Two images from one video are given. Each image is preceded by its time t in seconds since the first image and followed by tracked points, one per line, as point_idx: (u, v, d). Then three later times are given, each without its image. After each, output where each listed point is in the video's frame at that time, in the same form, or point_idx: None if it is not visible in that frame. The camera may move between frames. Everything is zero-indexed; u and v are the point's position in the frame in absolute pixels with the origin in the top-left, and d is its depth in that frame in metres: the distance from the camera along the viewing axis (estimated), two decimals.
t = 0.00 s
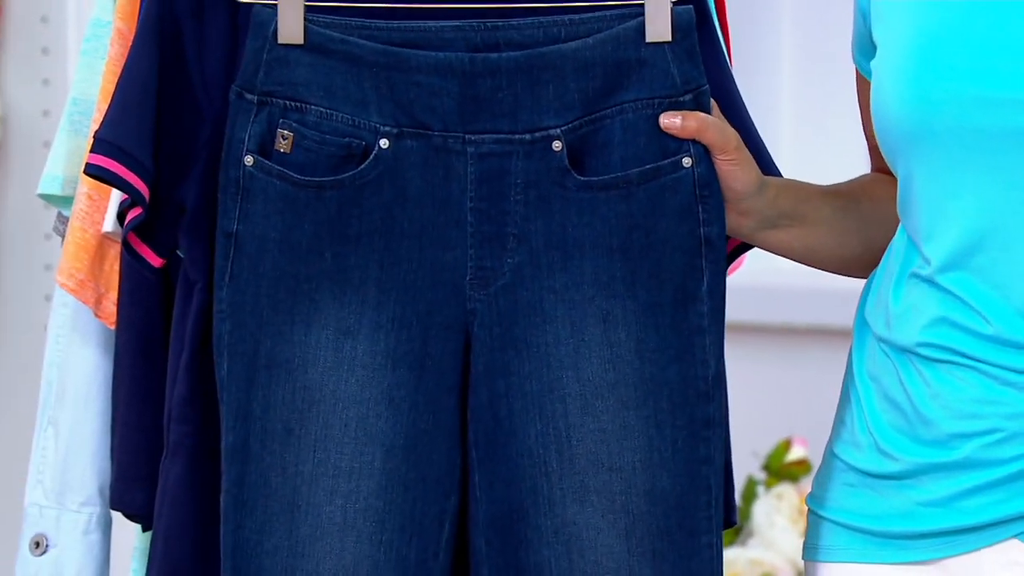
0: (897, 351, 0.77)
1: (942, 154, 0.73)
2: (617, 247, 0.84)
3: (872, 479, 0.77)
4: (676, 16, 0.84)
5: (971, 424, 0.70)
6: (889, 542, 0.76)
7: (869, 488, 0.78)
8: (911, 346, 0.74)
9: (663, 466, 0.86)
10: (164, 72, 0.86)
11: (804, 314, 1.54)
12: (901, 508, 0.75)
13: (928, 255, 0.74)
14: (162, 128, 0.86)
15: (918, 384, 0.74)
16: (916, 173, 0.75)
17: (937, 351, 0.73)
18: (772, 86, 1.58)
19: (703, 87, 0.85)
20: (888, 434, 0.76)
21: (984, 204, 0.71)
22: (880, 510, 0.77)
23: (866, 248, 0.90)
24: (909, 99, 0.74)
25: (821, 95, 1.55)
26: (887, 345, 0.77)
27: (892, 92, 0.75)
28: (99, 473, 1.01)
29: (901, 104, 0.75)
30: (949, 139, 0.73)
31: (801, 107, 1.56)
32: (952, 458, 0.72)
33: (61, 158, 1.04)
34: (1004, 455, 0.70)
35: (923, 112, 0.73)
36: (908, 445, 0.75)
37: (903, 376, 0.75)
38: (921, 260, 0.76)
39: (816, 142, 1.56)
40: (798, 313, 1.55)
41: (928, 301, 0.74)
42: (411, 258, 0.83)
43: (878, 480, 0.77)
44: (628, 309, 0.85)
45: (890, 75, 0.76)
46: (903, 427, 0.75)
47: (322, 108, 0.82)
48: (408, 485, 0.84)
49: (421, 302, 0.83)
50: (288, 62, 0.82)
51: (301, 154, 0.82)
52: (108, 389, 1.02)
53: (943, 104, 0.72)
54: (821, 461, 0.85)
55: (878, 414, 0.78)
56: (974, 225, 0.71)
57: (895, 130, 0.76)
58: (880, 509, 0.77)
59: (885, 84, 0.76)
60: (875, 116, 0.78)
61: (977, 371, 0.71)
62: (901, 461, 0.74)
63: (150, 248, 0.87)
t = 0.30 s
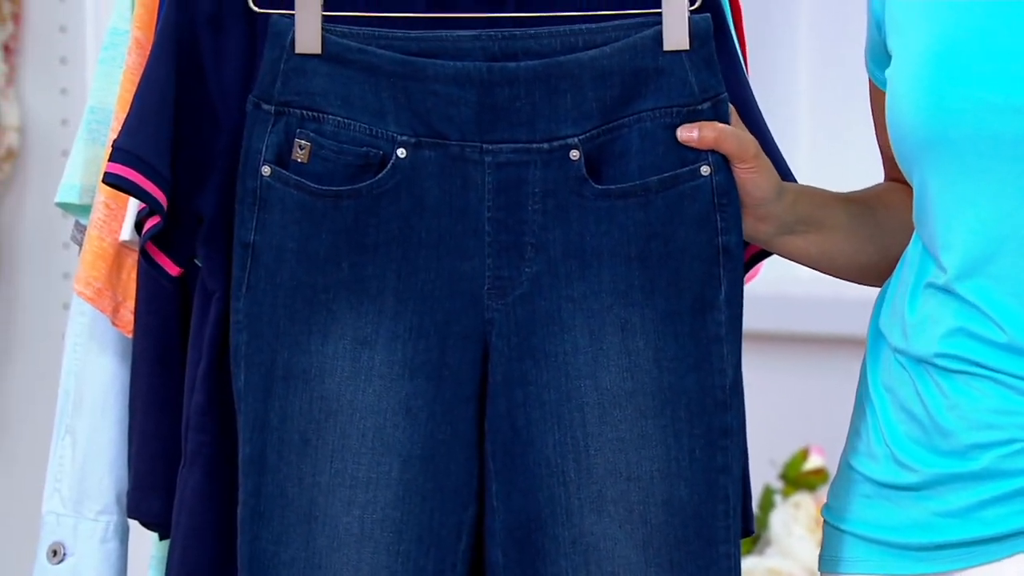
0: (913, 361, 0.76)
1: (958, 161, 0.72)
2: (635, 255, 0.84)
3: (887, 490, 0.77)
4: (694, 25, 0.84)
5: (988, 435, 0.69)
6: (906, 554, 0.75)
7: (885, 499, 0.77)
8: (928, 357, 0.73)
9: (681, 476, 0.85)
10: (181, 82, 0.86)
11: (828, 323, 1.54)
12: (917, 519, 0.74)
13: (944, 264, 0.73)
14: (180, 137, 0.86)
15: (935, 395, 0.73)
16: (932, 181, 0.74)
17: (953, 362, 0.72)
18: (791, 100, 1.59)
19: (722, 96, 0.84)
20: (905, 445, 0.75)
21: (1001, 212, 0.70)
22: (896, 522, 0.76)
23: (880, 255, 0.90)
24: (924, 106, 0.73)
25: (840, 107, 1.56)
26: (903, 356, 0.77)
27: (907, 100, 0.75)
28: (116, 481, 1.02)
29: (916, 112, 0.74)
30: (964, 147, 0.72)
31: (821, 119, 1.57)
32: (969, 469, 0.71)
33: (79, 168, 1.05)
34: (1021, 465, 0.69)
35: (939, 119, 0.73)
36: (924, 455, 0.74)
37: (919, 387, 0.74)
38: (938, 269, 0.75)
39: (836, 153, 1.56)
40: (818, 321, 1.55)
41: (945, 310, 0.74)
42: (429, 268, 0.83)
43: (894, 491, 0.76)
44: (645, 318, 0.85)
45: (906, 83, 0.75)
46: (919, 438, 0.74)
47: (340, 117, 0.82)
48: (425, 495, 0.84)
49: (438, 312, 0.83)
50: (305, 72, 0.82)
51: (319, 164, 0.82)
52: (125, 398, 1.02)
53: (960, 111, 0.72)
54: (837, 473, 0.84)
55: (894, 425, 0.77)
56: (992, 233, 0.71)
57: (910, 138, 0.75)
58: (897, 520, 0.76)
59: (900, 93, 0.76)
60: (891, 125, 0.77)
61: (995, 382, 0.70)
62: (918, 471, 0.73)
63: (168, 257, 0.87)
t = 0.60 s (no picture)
0: (940, 377, 0.75)
1: (987, 173, 0.71)
2: (659, 269, 0.84)
3: (914, 507, 0.76)
4: (718, 38, 0.84)
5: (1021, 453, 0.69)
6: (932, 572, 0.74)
7: (911, 516, 0.76)
8: (958, 373, 0.72)
9: (706, 490, 0.84)
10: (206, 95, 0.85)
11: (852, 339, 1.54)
12: (947, 536, 0.73)
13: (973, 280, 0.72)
14: (206, 150, 0.86)
15: (964, 412, 0.72)
16: (957, 194, 0.73)
17: (984, 378, 0.71)
18: (816, 114, 1.63)
19: (746, 109, 0.84)
20: (933, 462, 0.74)
21: None
22: (924, 540, 0.75)
23: (902, 269, 0.89)
24: (950, 118, 0.73)
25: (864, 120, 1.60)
26: (930, 372, 0.76)
27: (931, 112, 0.74)
28: (141, 494, 1.02)
29: (941, 123, 0.73)
30: (990, 158, 0.71)
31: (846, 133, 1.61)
32: (1002, 487, 0.70)
33: (104, 181, 1.06)
34: None
35: (965, 130, 0.72)
36: (954, 473, 0.73)
37: (948, 404, 0.73)
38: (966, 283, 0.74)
39: (861, 164, 1.60)
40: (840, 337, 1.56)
41: (975, 326, 0.73)
42: (453, 282, 0.83)
43: (921, 508, 0.75)
44: (670, 332, 0.84)
45: (928, 94, 0.74)
46: (948, 455, 0.73)
47: (364, 131, 0.83)
48: (450, 509, 0.84)
49: (463, 325, 0.84)
50: (330, 86, 0.82)
51: (343, 177, 0.83)
52: (150, 411, 1.03)
53: (986, 121, 0.71)
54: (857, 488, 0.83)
55: (920, 441, 0.76)
56: None
57: (934, 150, 0.74)
58: (924, 538, 0.75)
59: (923, 104, 0.75)
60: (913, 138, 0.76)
61: None
62: (949, 489, 0.72)
63: (193, 271, 0.87)
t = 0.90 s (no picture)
0: (969, 392, 0.74)
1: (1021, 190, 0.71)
2: (677, 280, 0.84)
3: (942, 520, 0.75)
4: (738, 50, 0.84)
5: None
6: None
7: (939, 530, 0.76)
8: (989, 388, 0.72)
9: (724, 502, 0.84)
10: (228, 107, 0.86)
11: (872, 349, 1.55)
12: (975, 551, 0.73)
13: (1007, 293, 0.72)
14: (228, 162, 0.87)
15: (995, 426, 0.72)
16: (994, 207, 0.72)
17: (1016, 393, 0.71)
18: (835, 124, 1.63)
19: (765, 121, 0.84)
20: (962, 476, 0.74)
21: None
22: (951, 553, 0.75)
23: (920, 278, 0.89)
24: (982, 135, 0.72)
25: (886, 132, 1.60)
26: (958, 386, 0.75)
27: (963, 130, 0.73)
28: (162, 505, 1.03)
29: (973, 140, 0.72)
30: None
31: (868, 144, 1.61)
32: None
33: (126, 192, 1.07)
34: None
35: (995, 147, 0.71)
36: (983, 486, 0.73)
37: (977, 418, 0.73)
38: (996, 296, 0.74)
39: (883, 178, 1.60)
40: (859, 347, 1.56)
41: (1006, 339, 0.72)
42: (473, 292, 0.84)
43: (949, 522, 0.75)
44: (687, 344, 0.84)
45: (960, 112, 0.74)
46: (978, 469, 0.73)
47: (384, 141, 0.83)
48: (470, 519, 0.85)
49: (482, 335, 0.84)
50: (352, 96, 0.83)
51: (364, 187, 0.83)
52: (171, 422, 1.04)
53: (1019, 137, 0.70)
54: (882, 497, 0.84)
55: (949, 454, 0.75)
56: None
57: (964, 168, 0.73)
58: (951, 551, 0.75)
59: (954, 123, 0.74)
60: (943, 157, 0.76)
61: None
62: (978, 503, 0.72)
63: (214, 281, 0.89)
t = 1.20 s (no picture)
0: (994, 400, 0.74)
1: None
2: (686, 286, 0.84)
3: (967, 528, 0.75)
4: (749, 56, 0.84)
5: None
6: None
7: (964, 537, 0.76)
8: (1014, 399, 0.72)
9: (732, 509, 0.84)
10: (242, 111, 0.86)
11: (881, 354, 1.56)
12: (1002, 559, 0.73)
13: None
14: (242, 166, 0.87)
15: (1021, 435, 0.72)
16: (1015, 216, 0.72)
17: None
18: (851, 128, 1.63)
19: (777, 127, 0.84)
20: (988, 484, 0.74)
21: None
22: (977, 561, 0.74)
23: (932, 281, 0.89)
24: (1005, 141, 0.72)
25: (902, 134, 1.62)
26: (983, 394, 0.75)
27: (983, 135, 0.73)
28: (177, 510, 1.04)
29: (995, 146, 0.73)
30: None
31: (884, 148, 1.63)
32: None
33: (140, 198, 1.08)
34: None
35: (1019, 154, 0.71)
36: (1010, 494, 0.73)
37: (1003, 426, 0.73)
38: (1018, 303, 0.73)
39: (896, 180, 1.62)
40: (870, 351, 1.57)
41: None
42: (486, 296, 0.84)
43: (975, 529, 0.74)
44: (697, 350, 0.84)
45: (980, 117, 0.74)
46: (1005, 478, 0.73)
47: (399, 145, 0.84)
48: (483, 523, 0.85)
49: (495, 340, 0.84)
50: (367, 99, 0.83)
51: (378, 190, 0.84)
52: (185, 427, 1.05)
53: None
54: (902, 503, 0.84)
55: (974, 462, 0.75)
56: None
57: (986, 175, 0.73)
58: (977, 560, 0.74)
59: (973, 128, 0.74)
60: (962, 162, 0.76)
61: None
62: (1005, 511, 0.72)
63: (229, 287, 0.88)
